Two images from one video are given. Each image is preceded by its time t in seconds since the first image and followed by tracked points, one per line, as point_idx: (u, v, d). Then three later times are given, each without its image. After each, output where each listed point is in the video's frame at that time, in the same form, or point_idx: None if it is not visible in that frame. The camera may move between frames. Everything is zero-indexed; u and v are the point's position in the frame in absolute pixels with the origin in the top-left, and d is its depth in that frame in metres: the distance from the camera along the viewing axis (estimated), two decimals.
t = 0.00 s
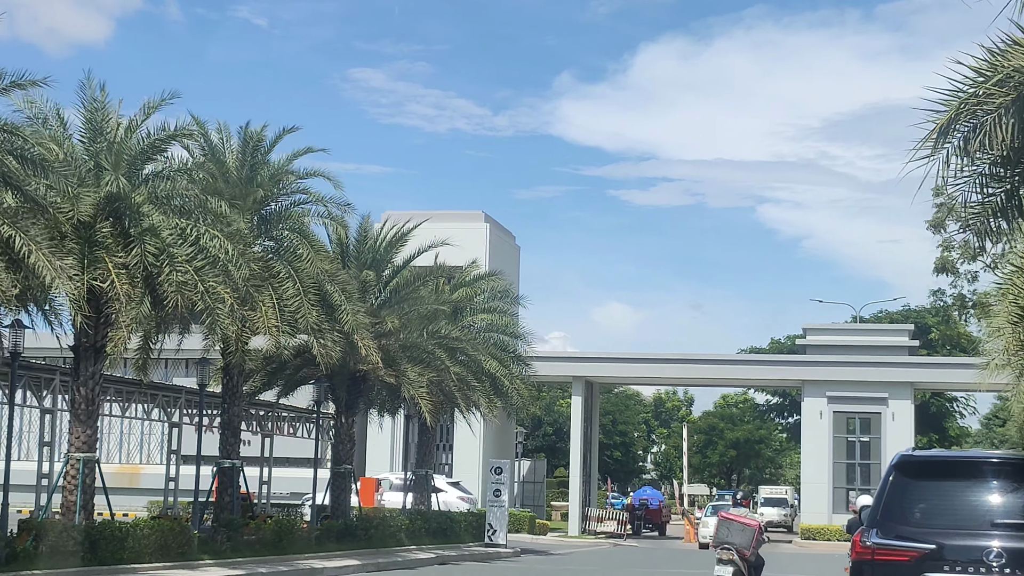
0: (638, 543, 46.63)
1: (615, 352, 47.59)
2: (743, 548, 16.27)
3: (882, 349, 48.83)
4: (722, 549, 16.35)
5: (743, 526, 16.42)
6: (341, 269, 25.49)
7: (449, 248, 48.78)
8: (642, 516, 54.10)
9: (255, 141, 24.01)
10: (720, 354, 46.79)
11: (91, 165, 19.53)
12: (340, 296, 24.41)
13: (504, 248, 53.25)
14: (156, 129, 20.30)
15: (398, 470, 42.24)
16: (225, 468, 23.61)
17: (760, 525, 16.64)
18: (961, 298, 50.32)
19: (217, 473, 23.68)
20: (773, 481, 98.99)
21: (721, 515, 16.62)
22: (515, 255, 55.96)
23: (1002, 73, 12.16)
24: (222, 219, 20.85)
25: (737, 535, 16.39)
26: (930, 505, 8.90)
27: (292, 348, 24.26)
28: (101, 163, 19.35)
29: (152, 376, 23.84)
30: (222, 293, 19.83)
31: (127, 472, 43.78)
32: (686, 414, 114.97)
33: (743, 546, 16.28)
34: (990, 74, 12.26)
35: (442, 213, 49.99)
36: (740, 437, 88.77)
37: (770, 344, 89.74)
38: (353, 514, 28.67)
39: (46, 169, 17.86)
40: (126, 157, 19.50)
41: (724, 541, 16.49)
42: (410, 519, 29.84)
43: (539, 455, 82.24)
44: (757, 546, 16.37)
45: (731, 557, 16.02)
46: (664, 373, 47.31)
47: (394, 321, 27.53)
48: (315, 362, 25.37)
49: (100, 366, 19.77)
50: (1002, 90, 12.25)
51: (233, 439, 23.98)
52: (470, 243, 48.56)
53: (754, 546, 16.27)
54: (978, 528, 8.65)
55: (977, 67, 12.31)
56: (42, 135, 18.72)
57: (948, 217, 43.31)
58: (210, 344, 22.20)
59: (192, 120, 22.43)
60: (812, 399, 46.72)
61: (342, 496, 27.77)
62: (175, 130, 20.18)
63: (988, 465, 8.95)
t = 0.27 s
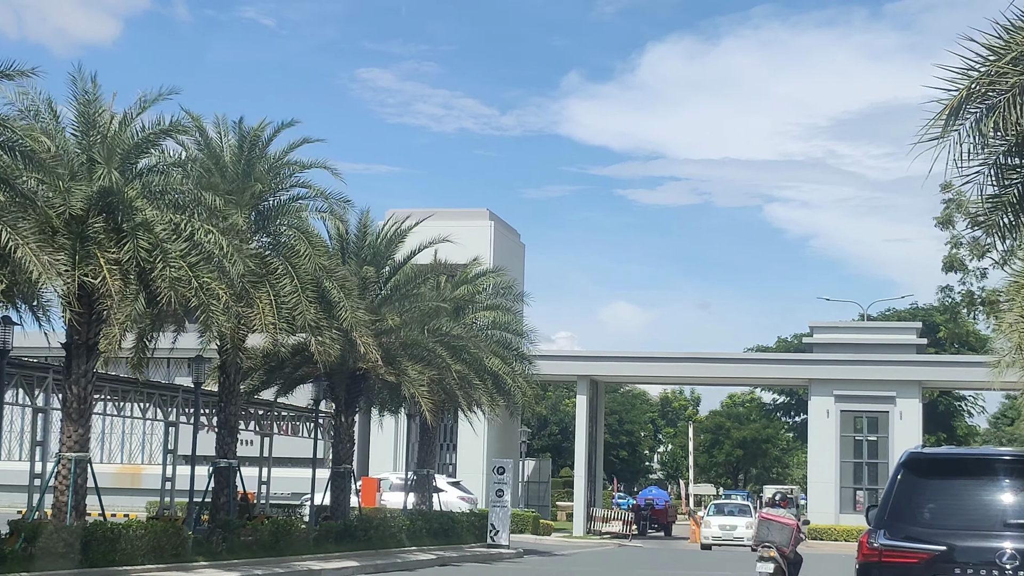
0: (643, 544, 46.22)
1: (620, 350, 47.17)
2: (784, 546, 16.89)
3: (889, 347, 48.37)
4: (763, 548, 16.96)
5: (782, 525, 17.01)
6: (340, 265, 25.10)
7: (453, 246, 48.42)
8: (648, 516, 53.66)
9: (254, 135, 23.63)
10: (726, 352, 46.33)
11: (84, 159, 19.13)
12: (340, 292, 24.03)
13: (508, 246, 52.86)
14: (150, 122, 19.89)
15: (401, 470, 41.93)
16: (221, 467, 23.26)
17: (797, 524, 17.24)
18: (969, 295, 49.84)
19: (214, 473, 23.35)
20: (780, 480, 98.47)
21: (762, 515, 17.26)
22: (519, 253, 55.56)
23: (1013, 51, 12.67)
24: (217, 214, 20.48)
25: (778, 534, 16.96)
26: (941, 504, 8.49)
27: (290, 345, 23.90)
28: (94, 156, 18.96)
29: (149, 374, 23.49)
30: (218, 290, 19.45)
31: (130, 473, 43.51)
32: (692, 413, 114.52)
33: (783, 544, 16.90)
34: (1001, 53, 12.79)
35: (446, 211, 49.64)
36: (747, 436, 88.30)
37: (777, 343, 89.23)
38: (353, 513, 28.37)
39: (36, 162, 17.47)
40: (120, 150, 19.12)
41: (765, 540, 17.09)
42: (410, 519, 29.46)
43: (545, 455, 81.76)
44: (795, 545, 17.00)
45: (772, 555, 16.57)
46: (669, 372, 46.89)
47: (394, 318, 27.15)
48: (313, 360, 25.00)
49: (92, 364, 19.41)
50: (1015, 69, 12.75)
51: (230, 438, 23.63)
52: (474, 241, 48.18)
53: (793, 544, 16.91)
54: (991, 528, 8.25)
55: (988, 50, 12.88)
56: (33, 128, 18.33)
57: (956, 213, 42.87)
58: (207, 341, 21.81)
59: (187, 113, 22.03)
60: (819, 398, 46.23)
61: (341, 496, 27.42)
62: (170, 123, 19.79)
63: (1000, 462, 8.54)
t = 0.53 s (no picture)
0: (649, 544, 45.73)
1: (625, 349, 46.71)
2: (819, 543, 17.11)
3: (897, 344, 47.85)
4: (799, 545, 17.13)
5: (816, 523, 17.28)
6: (337, 261, 24.72)
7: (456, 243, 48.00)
8: (653, 516, 53.19)
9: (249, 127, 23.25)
10: (732, 350, 45.84)
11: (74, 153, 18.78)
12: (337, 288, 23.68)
13: (512, 243, 52.44)
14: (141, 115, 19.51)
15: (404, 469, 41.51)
16: (216, 466, 22.89)
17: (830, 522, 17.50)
18: (978, 291, 49.29)
19: (210, 471, 22.98)
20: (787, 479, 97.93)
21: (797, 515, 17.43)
22: (523, 250, 55.12)
23: None
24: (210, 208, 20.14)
25: (813, 532, 17.20)
26: (950, 503, 8.07)
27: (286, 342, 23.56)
28: (84, 149, 18.60)
29: (143, 372, 23.14)
30: (211, 285, 19.11)
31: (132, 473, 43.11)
32: (699, 412, 113.99)
33: (818, 542, 17.13)
34: (1013, 28, 12.71)
35: (447, 208, 49.24)
36: (754, 435, 87.82)
37: (783, 341, 88.69)
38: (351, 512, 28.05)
39: (23, 155, 17.11)
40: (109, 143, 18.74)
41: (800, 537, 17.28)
42: (411, 518, 29.05)
43: (550, 454, 81.27)
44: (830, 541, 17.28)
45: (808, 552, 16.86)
46: (674, 370, 46.42)
47: (393, 314, 26.77)
48: (310, 357, 24.67)
49: (83, 361, 19.05)
50: None
51: (225, 436, 23.21)
52: (478, 239, 47.76)
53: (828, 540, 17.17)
54: (1003, 528, 7.81)
55: (1000, 22, 12.80)
56: (20, 120, 17.97)
57: (965, 208, 42.37)
58: (201, 338, 21.45)
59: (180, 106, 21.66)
60: (826, 396, 45.76)
61: (341, 495, 27.06)
62: (162, 115, 19.42)
63: (1013, 459, 8.10)
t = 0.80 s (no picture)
0: (655, 545, 45.28)
1: (630, 348, 46.27)
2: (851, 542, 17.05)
3: (905, 344, 47.36)
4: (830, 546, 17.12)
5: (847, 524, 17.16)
6: (334, 258, 24.38)
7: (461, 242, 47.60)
8: (659, 517, 52.72)
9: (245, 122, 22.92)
10: (738, 350, 45.35)
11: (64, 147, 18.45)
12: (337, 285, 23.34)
13: (516, 243, 52.05)
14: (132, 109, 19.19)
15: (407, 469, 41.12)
16: (212, 466, 22.52)
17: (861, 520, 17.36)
18: (986, 290, 48.73)
19: (206, 471, 22.61)
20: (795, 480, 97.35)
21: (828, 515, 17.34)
22: (528, 250, 54.74)
23: None
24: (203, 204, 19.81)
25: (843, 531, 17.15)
26: (961, 504, 7.65)
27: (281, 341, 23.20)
28: (74, 143, 18.27)
29: (138, 371, 22.80)
30: (204, 282, 18.77)
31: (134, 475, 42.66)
32: (706, 413, 113.46)
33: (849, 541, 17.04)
34: None
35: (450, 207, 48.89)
36: (761, 436, 87.33)
37: (790, 340, 88.14)
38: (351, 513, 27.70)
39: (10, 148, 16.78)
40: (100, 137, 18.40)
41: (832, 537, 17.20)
42: (411, 520, 28.65)
43: (556, 455, 80.78)
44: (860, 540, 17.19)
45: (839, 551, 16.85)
46: (679, 370, 45.96)
47: (392, 312, 26.40)
48: (307, 355, 24.30)
49: (74, 360, 18.67)
50: None
51: (221, 436, 22.85)
52: (482, 238, 47.37)
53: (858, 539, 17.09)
54: (1018, 530, 7.39)
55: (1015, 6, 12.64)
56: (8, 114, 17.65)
57: (973, 205, 41.87)
58: (196, 335, 21.10)
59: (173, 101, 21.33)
60: (833, 396, 45.27)
61: (341, 496, 26.69)
62: (155, 109, 19.09)
63: None
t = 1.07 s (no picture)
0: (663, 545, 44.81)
1: (637, 347, 45.85)
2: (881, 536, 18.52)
3: (916, 342, 46.84)
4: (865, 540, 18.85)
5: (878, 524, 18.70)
6: (336, 254, 24.01)
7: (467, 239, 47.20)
8: (668, 517, 52.30)
9: (245, 115, 22.57)
10: (747, 348, 44.86)
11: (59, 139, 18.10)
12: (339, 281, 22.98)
13: (523, 240, 51.66)
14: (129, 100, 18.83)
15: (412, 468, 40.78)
16: (212, 465, 22.18)
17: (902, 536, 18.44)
18: (998, 287, 48.18)
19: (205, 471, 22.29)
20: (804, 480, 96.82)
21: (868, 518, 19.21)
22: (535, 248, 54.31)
23: None
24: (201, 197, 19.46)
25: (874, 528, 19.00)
26: (976, 503, 7.25)
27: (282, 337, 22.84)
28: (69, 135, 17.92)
29: (136, 368, 22.47)
30: (201, 277, 18.40)
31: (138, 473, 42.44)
32: (715, 412, 112.95)
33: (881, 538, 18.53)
34: None
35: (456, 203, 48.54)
36: (770, 435, 86.87)
37: (799, 339, 87.62)
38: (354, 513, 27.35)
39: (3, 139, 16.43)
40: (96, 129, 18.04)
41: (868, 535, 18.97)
42: (414, 520, 28.30)
43: (564, 455, 80.37)
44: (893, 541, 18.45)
45: (868, 550, 18.23)
46: (687, 369, 45.49)
47: (396, 309, 26.03)
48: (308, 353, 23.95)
49: (69, 356, 18.29)
50: None
51: (220, 435, 22.52)
52: (488, 235, 46.98)
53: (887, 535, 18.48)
54: None
55: None
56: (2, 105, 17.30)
57: (985, 201, 41.35)
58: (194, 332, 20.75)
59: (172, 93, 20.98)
60: (842, 395, 44.80)
61: (342, 496, 26.36)
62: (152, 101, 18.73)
63: None
